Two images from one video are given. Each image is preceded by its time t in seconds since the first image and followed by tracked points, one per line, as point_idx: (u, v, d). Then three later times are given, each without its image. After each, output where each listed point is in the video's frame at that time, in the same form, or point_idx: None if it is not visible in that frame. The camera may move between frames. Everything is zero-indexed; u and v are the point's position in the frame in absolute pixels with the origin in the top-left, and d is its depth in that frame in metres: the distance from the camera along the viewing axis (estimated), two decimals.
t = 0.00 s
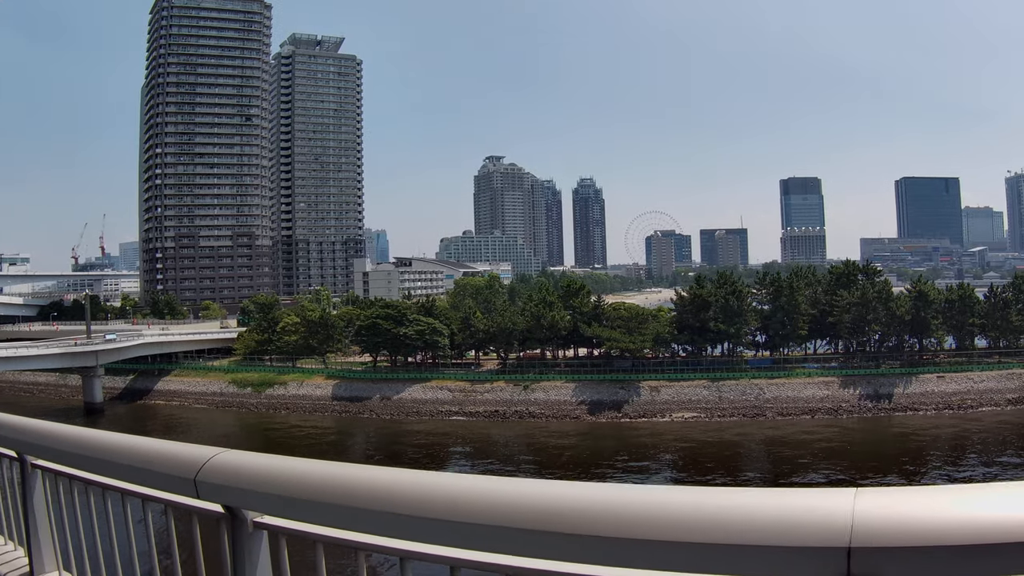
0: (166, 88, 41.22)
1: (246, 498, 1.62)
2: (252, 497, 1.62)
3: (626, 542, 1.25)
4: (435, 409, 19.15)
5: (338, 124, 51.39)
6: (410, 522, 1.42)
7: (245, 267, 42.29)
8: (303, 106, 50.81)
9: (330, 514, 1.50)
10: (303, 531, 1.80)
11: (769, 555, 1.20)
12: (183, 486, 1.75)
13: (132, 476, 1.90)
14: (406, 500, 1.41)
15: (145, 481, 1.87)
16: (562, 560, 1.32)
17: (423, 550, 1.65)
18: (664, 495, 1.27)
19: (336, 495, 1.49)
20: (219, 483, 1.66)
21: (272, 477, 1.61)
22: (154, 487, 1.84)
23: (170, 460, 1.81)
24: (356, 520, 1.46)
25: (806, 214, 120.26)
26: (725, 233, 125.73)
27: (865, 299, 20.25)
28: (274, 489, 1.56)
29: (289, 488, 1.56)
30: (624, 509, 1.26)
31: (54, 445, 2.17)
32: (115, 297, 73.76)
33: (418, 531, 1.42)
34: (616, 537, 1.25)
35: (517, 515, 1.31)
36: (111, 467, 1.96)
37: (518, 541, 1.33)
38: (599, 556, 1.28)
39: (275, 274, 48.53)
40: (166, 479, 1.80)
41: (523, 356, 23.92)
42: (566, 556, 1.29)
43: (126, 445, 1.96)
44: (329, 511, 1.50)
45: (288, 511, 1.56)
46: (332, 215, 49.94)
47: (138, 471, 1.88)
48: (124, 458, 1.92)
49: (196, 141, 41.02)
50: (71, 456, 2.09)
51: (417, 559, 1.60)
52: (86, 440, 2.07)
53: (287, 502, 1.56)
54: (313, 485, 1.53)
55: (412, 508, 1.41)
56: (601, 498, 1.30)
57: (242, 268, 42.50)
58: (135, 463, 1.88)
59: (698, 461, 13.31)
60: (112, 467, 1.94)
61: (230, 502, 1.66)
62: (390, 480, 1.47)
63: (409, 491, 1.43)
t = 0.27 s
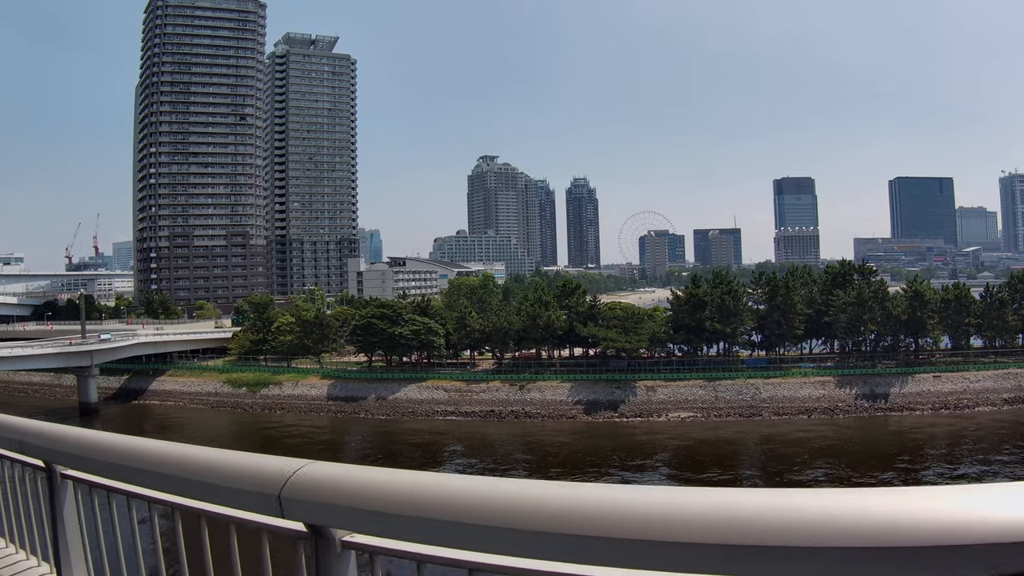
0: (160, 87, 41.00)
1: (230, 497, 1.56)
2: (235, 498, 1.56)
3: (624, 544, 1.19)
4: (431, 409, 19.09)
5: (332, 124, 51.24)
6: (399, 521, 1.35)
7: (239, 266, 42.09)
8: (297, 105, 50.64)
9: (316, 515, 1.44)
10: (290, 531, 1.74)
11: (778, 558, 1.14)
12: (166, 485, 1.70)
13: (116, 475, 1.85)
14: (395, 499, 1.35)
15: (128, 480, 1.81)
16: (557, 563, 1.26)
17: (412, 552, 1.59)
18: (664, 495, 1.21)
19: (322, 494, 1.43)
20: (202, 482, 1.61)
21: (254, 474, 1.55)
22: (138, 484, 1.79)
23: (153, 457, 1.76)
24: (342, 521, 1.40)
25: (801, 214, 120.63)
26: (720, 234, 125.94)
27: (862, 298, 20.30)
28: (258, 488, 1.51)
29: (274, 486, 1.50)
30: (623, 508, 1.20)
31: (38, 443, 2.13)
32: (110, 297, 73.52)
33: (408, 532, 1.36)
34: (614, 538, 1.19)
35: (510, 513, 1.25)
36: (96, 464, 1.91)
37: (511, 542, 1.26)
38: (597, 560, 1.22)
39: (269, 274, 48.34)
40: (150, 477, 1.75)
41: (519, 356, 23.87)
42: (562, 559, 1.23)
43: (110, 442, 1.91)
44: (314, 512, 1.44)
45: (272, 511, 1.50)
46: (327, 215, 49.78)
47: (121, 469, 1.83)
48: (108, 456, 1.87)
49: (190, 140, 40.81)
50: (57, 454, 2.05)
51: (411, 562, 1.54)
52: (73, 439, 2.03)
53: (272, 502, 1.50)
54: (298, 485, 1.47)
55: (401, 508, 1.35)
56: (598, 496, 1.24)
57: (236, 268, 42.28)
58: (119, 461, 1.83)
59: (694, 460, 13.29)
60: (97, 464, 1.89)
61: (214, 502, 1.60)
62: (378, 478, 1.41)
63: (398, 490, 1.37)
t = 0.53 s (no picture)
0: (156, 86, 40.84)
1: (242, 495, 1.63)
2: (246, 496, 1.64)
3: (617, 540, 1.26)
4: (428, 409, 19.03)
5: (327, 124, 51.10)
6: (409, 519, 1.42)
7: (235, 266, 41.96)
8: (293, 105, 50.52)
9: (325, 513, 1.51)
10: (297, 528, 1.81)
11: (757, 549, 1.22)
12: (178, 484, 1.77)
13: (128, 476, 1.92)
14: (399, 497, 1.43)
15: (140, 480, 1.89)
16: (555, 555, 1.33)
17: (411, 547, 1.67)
18: (656, 491, 1.29)
19: (331, 494, 1.50)
20: (214, 481, 1.68)
21: (268, 471, 1.63)
22: (149, 484, 1.85)
23: (165, 458, 1.82)
24: (352, 514, 1.48)
25: (797, 213, 120.67)
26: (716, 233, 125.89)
27: (860, 297, 20.31)
28: (269, 489, 1.58)
29: (284, 484, 1.57)
30: (616, 503, 1.28)
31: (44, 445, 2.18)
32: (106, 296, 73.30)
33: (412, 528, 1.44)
34: (608, 528, 1.27)
35: (514, 509, 1.33)
36: (104, 464, 1.98)
37: (510, 536, 1.35)
38: (593, 554, 1.30)
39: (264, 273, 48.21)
40: (163, 478, 1.81)
41: (515, 356, 23.79)
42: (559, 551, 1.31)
43: (121, 443, 1.97)
44: (326, 511, 1.51)
45: (284, 508, 1.58)
46: (322, 214, 49.67)
47: (131, 469, 1.90)
48: (120, 455, 1.94)
49: (186, 139, 40.67)
50: (65, 454, 2.11)
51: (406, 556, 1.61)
52: (82, 439, 2.07)
53: (282, 500, 1.57)
54: (308, 482, 1.55)
55: (406, 505, 1.43)
56: (597, 495, 1.32)
57: (231, 268, 42.13)
58: (130, 462, 1.89)
59: (692, 459, 13.23)
60: (106, 466, 1.96)
61: (226, 500, 1.67)
62: (382, 478, 1.48)
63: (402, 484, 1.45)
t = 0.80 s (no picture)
0: (151, 86, 40.68)
1: (235, 500, 1.58)
2: (240, 498, 1.58)
3: (627, 545, 1.21)
4: (425, 409, 18.98)
5: (323, 124, 50.95)
6: (408, 522, 1.37)
7: (230, 266, 41.83)
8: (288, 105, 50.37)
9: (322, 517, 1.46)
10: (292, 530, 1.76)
11: (771, 555, 1.17)
12: (170, 486, 1.72)
13: (118, 477, 1.86)
14: (397, 500, 1.38)
15: (144, 486, 1.80)
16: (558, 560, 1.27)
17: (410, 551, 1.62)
18: (666, 494, 1.24)
19: (328, 497, 1.45)
20: (206, 483, 1.63)
21: (262, 472, 1.58)
22: (155, 489, 1.77)
23: (155, 458, 1.77)
24: (350, 517, 1.42)
25: (792, 213, 120.92)
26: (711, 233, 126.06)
27: (857, 297, 20.31)
28: (262, 491, 1.53)
29: (279, 485, 1.52)
30: (625, 505, 1.23)
31: (34, 446, 2.13)
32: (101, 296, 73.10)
33: (410, 531, 1.38)
34: (617, 533, 1.21)
35: (519, 511, 1.28)
36: (93, 464, 1.93)
37: (512, 540, 1.29)
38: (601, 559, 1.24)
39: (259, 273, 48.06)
40: (153, 480, 1.76)
41: (512, 356, 23.76)
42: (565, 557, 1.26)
43: (113, 445, 1.90)
44: (324, 512, 1.46)
45: (279, 509, 1.53)
46: (317, 214, 49.54)
47: (120, 470, 1.85)
48: (110, 457, 1.88)
49: (182, 139, 40.53)
50: (55, 456, 2.05)
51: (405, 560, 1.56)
52: (75, 442, 1.99)
53: (277, 501, 1.52)
54: (304, 483, 1.50)
55: (406, 507, 1.38)
56: (603, 497, 1.26)
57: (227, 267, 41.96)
58: (120, 463, 1.84)
59: (689, 459, 13.18)
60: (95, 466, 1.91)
61: (218, 506, 1.61)
62: (380, 479, 1.43)
63: (402, 486, 1.40)
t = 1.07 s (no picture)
0: (148, 85, 40.55)
1: (251, 498, 1.63)
2: (257, 497, 1.63)
3: (634, 539, 1.25)
4: (423, 409, 18.96)
5: (319, 123, 50.87)
6: (422, 519, 1.42)
7: (227, 266, 41.76)
8: (285, 104, 50.28)
9: (338, 514, 1.50)
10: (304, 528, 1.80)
11: (807, 548, 1.20)
12: (185, 486, 1.76)
13: (133, 477, 1.90)
14: (412, 497, 1.43)
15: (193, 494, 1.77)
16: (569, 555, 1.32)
17: (419, 548, 1.68)
18: (672, 489, 1.29)
19: (344, 494, 1.50)
20: (222, 483, 1.67)
21: (277, 471, 1.62)
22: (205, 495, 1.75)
23: (170, 458, 1.82)
24: (366, 514, 1.47)
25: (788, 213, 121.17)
26: (707, 233, 126.21)
27: (855, 297, 20.31)
28: (279, 489, 1.57)
29: (310, 483, 1.55)
30: (632, 501, 1.28)
31: (48, 446, 2.16)
32: (96, 296, 72.82)
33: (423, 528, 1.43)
34: (625, 528, 1.26)
35: (528, 507, 1.33)
36: (106, 464, 1.97)
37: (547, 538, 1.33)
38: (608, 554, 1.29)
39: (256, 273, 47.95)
40: (168, 480, 1.80)
41: (510, 356, 23.73)
42: (574, 553, 1.31)
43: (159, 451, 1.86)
44: (340, 511, 1.51)
45: (294, 508, 1.57)
46: (314, 213, 49.46)
47: (135, 470, 1.90)
48: (125, 458, 1.93)
49: (178, 139, 40.45)
50: (70, 456, 2.09)
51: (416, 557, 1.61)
52: (124, 448, 1.94)
53: (293, 500, 1.57)
54: (320, 484, 1.54)
55: (421, 504, 1.43)
56: (610, 492, 1.32)
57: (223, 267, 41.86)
58: (135, 464, 1.88)
59: (688, 458, 13.10)
60: (110, 467, 1.95)
61: (234, 503, 1.66)
62: (395, 477, 1.48)
63: (416, 484, 1.45)
